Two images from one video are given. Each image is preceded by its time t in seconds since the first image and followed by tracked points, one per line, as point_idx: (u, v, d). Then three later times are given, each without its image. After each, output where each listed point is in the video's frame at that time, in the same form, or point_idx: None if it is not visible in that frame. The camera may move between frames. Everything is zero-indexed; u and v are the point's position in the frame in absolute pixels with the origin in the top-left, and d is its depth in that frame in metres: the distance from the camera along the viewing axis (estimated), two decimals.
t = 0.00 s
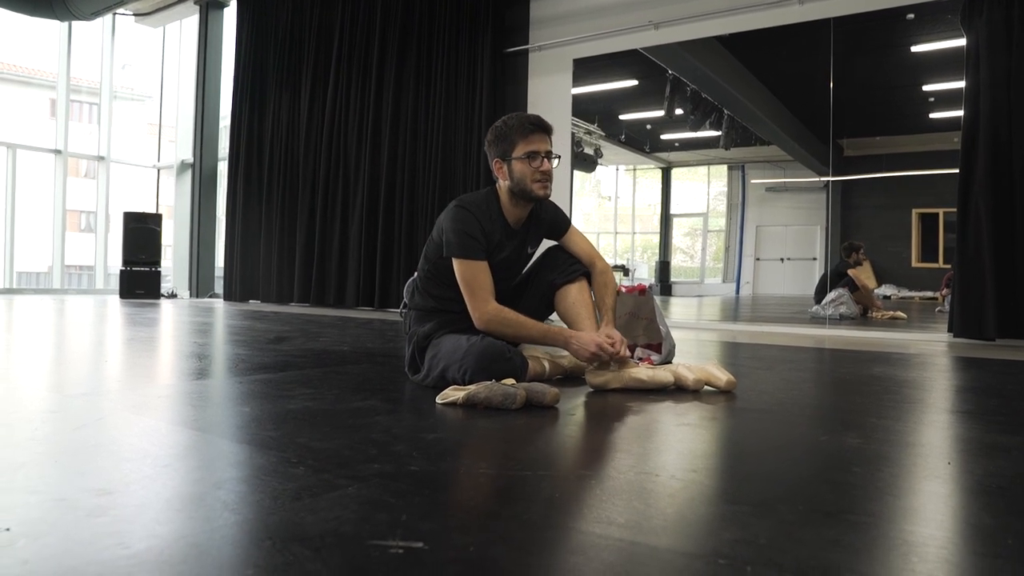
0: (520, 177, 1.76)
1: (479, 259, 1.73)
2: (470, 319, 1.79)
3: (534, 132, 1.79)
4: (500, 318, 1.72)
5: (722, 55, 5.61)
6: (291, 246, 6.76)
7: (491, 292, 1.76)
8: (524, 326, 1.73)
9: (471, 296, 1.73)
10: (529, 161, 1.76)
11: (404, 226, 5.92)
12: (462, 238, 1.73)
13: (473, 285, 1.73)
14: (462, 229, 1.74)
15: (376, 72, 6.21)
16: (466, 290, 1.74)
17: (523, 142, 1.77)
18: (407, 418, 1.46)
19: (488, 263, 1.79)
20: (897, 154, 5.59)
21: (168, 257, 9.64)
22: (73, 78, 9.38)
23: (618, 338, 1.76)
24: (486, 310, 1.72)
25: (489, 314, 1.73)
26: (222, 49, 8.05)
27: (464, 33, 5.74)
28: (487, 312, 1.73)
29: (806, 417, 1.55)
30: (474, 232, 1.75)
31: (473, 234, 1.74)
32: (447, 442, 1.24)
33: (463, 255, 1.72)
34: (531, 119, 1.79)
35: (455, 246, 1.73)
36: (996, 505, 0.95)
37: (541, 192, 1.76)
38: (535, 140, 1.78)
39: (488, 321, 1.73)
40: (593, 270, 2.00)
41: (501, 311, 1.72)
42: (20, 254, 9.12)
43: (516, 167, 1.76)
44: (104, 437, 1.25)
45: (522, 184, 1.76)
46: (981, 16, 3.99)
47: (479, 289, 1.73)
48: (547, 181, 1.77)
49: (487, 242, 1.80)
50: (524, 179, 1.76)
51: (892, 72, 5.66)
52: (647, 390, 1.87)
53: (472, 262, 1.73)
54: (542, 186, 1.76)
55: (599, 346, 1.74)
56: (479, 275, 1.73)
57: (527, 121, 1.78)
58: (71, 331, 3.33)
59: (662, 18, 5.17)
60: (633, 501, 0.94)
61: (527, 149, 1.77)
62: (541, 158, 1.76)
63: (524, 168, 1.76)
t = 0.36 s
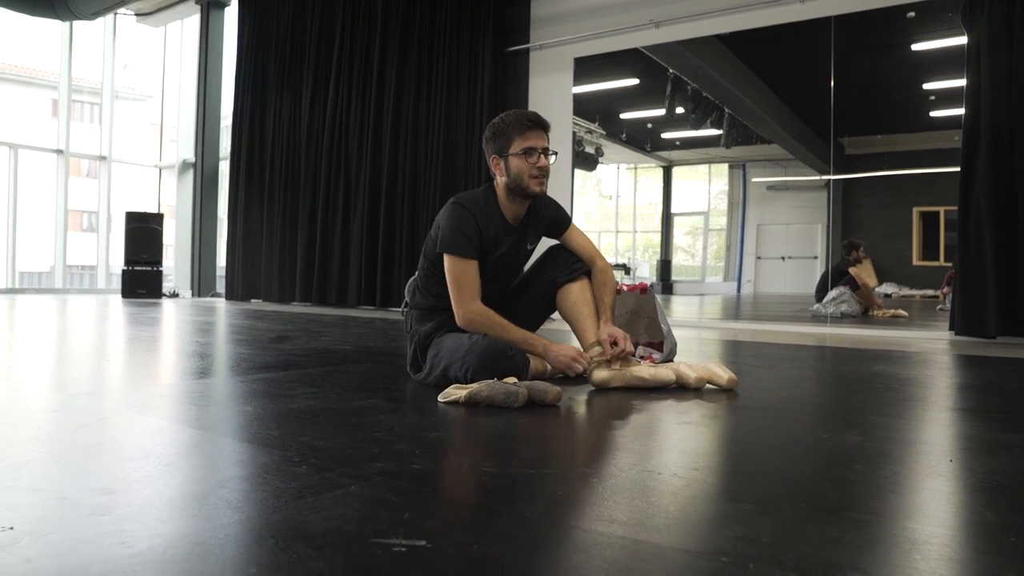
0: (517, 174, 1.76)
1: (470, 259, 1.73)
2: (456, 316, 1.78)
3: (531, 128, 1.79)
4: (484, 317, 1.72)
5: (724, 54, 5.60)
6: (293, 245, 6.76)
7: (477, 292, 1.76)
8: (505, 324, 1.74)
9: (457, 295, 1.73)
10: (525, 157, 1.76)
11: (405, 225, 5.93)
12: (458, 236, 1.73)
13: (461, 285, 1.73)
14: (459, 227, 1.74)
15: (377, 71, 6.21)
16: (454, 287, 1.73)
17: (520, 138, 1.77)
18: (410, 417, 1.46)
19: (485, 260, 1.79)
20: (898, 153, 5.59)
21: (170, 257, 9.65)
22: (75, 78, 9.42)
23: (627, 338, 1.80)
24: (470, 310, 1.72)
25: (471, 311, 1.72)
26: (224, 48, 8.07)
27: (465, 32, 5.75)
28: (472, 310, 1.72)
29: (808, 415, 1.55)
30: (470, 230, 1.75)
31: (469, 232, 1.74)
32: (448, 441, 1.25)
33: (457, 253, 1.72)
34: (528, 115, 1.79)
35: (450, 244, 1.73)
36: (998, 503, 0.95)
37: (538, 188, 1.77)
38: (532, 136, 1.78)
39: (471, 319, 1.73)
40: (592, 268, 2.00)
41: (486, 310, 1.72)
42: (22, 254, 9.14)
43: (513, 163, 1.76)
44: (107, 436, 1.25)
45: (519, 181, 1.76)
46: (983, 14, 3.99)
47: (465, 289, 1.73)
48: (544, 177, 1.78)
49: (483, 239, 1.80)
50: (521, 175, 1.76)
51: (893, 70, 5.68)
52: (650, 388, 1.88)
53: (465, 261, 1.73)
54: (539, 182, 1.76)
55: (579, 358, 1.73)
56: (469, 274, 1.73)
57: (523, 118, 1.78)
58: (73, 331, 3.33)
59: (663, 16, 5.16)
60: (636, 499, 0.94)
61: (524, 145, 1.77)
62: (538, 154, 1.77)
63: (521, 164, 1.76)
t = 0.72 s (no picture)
0: (515, 172, 1.76)
1: (470, 260, 1.74)
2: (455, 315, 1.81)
3: (528, 127, 1.79)
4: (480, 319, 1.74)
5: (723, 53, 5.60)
6: (292, 245, 6.75)
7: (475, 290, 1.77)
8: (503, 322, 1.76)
9: (455, 295, 1.75)
10: (522, 156, 1.76)
11: (405, 224, 5.93)
12: (457, 237, 1.73)
13: (459, 285, 1.75)
14: (458, 227, 1.73)
15: (377, 70, 6.21)
16: (452, 287, 1.75)
17: (517, 137, 1.77)
18: (410, 416, 1.45)
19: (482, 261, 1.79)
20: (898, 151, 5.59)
21: (169, 257, 9.63)
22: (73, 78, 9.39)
23: (627, 337, 1.80)
24: (467, 310, 1.75)
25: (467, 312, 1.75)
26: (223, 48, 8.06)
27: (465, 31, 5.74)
28: (468, 311, 1.75)
29: (808, 414, 1.55)
30: (469, 230, 1.75)
31: (468, 232, 1.74)
32: (448, 440, 1.24)
33: (457, 255, 1.72)
34: (524, 114, 1.79)
35: (450, 245, 1.72)
36: (998, 500, 0.95)
37: (536, 186, 1.77)
38: (529, 134, 1.78)
39: (468, 318, 1.76)
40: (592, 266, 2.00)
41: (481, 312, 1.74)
42: (21, 254, 9.13)
43: (511, 162, 1.76)
44: (106, 436, 1.25)
45: (516, 179, 1.76)
46: (983, 13, 3.98)
47: (463, 289, 1.75)
48: (542, 174, 1.77)
49: (482, 239, 1.79)
50: (519, 174, 1.76)
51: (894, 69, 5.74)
52: (649, 386, 1.87)
53: (465, 263, 1.74)
54: (537, 180, 1.76)
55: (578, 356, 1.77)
56: (468, 275, 1.74)
57: (520, 116, 1.78)
58: (73, 331, 3.33)
59: (662, 15, 5.16)
60: (636, 497, 0.94)
61: (522, 143, 1.77)
62: (535, 152, 1.76)
63: (518, 163, 1.76)
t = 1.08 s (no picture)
0: (512, 170, 1.76)
1: (473, 259, 1.74)
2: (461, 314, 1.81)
3: (524, 124, 1.79)
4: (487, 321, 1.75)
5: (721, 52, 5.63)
6: (290, 245, 6.75)
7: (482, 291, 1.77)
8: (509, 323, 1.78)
9: (462, 296, 1.75)
10: (519, 154, 1.76)
11: (403, 223, 5.93)
12: (457, 235, 1.73)
13: (465, 286, 1.74)
14: (458, 226, 1.74)
15: (374, 69, 6.21)
16: (457, 288, 1.75)
17: (513, 136, 1.77)
18: (408, 415, 1.45)
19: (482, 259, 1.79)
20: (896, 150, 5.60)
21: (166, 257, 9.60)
22: (70, 77, 9.37)
23: (625, 333, 1.81)
24: (475, 310, 1.75)
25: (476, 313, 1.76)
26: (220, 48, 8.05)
27: (463, 30, 5.74)
28: (475, 312, 1.76)
29: (806, 412, 1.55)
30: (469, 229, 1.75)
31: (468, 230, 1.74)
32: (446, 439, 1.24)
33: (459, 254, 1.72)
34: (520, 112, 1.79)
35: (450, 243, 1.72)
36: (996, 498, 0.95)
37: (533, 183, 1.77)
38: (525, 132, 1.78)
39: (475, 319, 1.77)
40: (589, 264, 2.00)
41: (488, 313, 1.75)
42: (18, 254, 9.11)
43: (507, 160, 1.76)
44: (103, 436, 1.24)
45: (514, 178, 1.76)
46: (979, 11, 3.99)
47: (470, 290, 1.74)
48: (539, 172, 1.78)
49: (482, 237, 1.79)
50: (515, 172, 1.76)
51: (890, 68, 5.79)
52: (648, 386, 1.87)
53: (467, 263, 1.74)
54: (534, 177, 1.77)
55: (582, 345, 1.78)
56: (471, 274, 1.74)
57: (515, 114, 1.78)
58: (71, 331, 3.32)
59: (661, 14, 5.19)
60: (634, 496, 0.94)
61: (518, 141, 1.77)
62: (531, 150, 1.76)
63: (515, 161, 1.76)
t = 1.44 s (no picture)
0: (510, 170, 1.76)
1: (472, 258, 1.74)
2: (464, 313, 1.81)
3: (521, 125, 1.79)
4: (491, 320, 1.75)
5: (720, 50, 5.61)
6: (289, 244, 6.75)
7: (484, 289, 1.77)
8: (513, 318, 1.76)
9: (465, 297, 1.75)
10: (517, 154, 1.76)
11: (402, 222, 5.93)
12: (456, 234, 1.73)
13: (466, 285, 1.74)
14: (455, 226, 1.73)
15: (373, 68, 6.21)
16: (458, 288, 1.75)
17: (510, 136, 1.77)
18: (406, 414, 1.45)
19: (481, 258, 1.79)
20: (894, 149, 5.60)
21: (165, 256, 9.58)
22: (68, 76, 9.35)
23: (619, 326, 1.79)
24: (478, 310, 1.75)
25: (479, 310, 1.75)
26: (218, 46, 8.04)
27: (461, 29, 5.74)
28: (479, 311, 1.75)
29: (805, 410, 1.55)
30: (468, 229, 1.74)
31: (466, 231, 1.74)
32: (445, 437, 1.24)
33: (458, 254, 1.72)
34: (518, 113, 1.79)
35: (449, 243, 1.72)
36: (994, 496, 0.95)
37: (531, 184, 1.77)
38: (523, 132, 1.78)
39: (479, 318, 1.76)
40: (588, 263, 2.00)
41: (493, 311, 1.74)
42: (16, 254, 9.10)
43: (505, 161, 1.77)
44: (101, 435, 1.24)
45: (512, 178, 1.76)
46: (978, 10, 4.00)
47: (471, 289, 1.74)
48: (537, 173, 1.78)
49: (481, 237, 1.79)
50: (513, 172, 1.76)
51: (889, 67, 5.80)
52: (646, 384, 1.87)
53: (467, 262, 1.73)
54: (532, 177, 1.77)
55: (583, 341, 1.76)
56: (472, 273, 1.74)
57: (514, 115, 1.78)
58: (68, 330, 3.31)
59: (659, 12, 5.16)
60: (633, 493, 0.94)
61: (515, 142, 1.77)
62: (529, 151, 1.76)
63: (513, 162, 1.76)
